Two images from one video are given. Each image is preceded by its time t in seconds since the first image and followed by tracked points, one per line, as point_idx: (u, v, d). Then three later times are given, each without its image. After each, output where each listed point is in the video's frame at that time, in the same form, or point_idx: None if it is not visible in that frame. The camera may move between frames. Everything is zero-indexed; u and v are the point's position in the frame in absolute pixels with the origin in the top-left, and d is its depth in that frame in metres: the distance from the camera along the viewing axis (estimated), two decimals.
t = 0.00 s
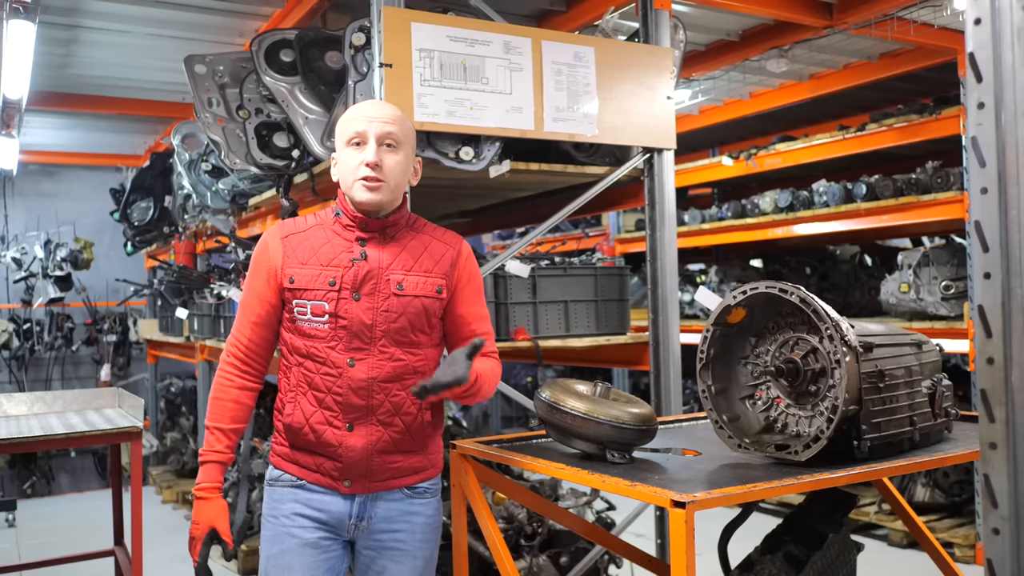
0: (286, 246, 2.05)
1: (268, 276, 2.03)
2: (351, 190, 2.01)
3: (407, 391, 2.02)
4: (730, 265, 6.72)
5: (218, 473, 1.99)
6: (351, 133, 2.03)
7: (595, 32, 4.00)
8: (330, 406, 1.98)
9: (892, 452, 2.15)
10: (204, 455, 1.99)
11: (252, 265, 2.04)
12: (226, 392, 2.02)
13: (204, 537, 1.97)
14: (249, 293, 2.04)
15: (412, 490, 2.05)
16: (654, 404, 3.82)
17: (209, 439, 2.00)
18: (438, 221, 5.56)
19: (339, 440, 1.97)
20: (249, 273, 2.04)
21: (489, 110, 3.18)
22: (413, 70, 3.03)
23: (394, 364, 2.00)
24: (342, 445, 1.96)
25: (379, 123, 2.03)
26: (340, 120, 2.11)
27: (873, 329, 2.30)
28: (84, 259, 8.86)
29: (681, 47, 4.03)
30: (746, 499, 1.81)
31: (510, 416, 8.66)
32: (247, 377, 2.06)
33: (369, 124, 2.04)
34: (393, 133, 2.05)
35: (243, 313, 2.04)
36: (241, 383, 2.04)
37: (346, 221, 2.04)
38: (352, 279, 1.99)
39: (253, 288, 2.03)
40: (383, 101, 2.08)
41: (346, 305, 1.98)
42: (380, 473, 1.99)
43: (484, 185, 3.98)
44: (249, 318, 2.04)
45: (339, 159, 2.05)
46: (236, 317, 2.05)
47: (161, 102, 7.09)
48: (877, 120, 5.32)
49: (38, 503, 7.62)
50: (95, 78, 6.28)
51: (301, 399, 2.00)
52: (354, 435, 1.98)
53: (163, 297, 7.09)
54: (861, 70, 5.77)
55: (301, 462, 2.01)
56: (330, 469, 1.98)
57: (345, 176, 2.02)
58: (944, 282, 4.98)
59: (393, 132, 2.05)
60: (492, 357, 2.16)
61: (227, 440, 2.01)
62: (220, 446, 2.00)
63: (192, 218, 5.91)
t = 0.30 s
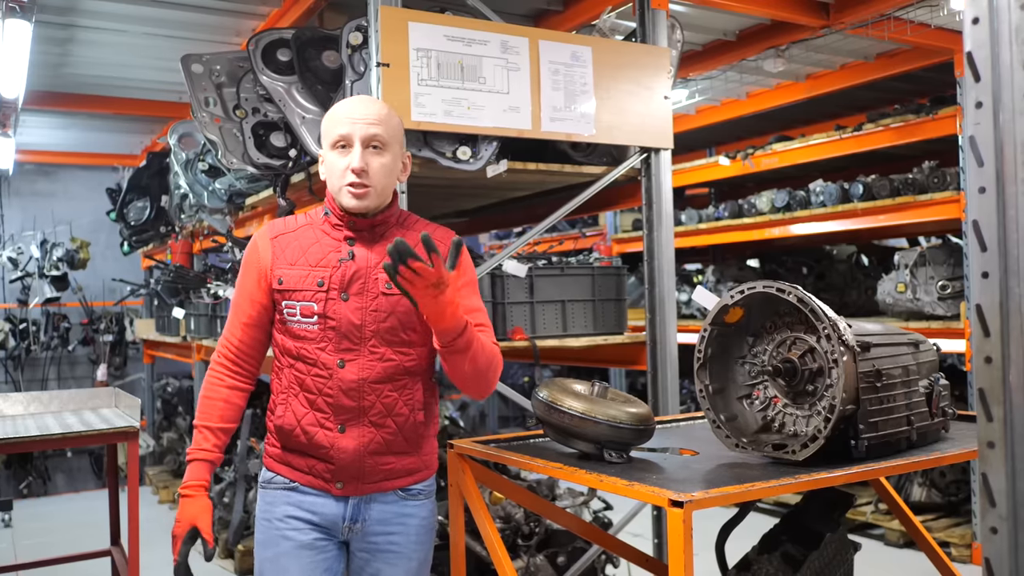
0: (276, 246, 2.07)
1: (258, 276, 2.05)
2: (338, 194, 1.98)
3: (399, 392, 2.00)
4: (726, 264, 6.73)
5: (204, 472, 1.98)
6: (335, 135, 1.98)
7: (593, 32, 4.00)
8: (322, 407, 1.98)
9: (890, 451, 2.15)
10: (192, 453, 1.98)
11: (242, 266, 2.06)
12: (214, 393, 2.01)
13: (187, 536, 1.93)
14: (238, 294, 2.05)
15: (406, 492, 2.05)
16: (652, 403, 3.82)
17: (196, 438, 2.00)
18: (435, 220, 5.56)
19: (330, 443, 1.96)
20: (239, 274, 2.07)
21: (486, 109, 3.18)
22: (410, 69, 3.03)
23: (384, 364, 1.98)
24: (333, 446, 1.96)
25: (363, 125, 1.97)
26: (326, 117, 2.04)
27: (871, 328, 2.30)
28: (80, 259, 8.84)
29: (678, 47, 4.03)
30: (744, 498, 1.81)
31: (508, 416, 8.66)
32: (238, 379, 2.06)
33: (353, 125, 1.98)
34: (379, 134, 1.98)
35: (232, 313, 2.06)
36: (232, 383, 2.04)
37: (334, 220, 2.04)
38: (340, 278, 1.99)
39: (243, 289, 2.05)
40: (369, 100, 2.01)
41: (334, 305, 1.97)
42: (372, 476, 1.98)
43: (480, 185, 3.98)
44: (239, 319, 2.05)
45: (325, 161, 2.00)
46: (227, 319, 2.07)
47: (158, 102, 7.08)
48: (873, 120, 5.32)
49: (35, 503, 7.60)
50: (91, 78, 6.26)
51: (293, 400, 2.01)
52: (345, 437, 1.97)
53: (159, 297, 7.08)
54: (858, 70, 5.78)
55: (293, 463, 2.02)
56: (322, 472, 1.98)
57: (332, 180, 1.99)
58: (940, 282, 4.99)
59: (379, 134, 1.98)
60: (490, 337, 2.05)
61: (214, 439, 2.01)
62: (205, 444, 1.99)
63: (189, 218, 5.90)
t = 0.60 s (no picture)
0: (241, 253, 2.00)
1: (224, 285, 1.97)
2: (306, 199, 1.98)
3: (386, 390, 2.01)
4: (725, 265, 6.73)
5: (175, 502, 1.93)
6: (301, 139, 1.96)
7: (590, 32, 4.00)
8: (309, 413, 1.94)
9: (888, 451, 2.15)
10: (161, 483, 1.93)
11: (203, 277, 1.98)
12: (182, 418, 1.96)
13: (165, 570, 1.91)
14: (201, 306, 1.97)
15: (398, 495, 2.06)
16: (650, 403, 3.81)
17: (165, 466, 1.94)
18: (433, 220, 5.56)
19: (321, 449, 1.93)
20: (201, 285, 1.98)
21: (484, 109, 3.17)
22: (408, 68, 3.02)
23: (370, 362, 1.99)
24: (325, 453, 1.93)
25: (330, 128, 1.97)
26: (286, 116, 2.02)
27: (870, 328, 2.31)
28: (78, 258, 8.83)
29: (676, 47, 4.03)
30: (741, 498, 1.81)
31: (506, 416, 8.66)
32: (204, 397, 2.00)
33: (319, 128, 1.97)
34: (345, 137, 1.99)
35: (195, 328, 1.98)
36: (197, 404, 1.98)
37: (301, 222, 2.02)
38: (317, 278, 1.97)
39: (207, 301, 1.97)
40: (333, 101, 2.00)
41: (315, 306, 1.95)
42: (365, 481, 1.97)
43: (478, 185, 3.98)
44: (205, 334, 1.97)
45: (289, 164, 1.99)
46: (190, 335, 1.98)
47: (155, 101, 7.07)
48: (872, 120, 5.32)
49: (33, 502, 7.60)
50: (88, 77, 6.25)
51: (275, 410, 1.96)
52: (336, 442, 1.95)
53: (157, 297, 7.07)
54: (855, 71, 5.78)
55: (278, 478, 1.96)
56: (312, 481, 1.95)
57: (298, 184, 1.98)
58: (938, 282, 5.00)
59: (345, 136, 1.99)
60: (463, 350, 2.16)
61: (185, 466, 1.96)
62: (174, 475, 1.94)
63: (186, 218, 5.90)
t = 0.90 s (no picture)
0: (210, 256, 1.84)
1: (196, 292, 1.81)
2: (323, 205, 1.90)
3: (375, 386, 1.99)
4: (724, 264, 6.73)
5: (162, 531, 1.75)
6: (332, 145, 1.85)
7: (589, 32, 4.00)
8: (306, 417, 1.87)
9: (887, 451, 2.15)
10: (142, 514, 1.74)
11: (168, 285, 1.79)
12: (157, 441, 1.78)
13: None
14: (167, 316, 1.79)
15: (387, 491, 2.06)
16: (648, 402, 3.82)
17: (142, 495, 1.75)
18: (432, 220, 5.56)
19: (322, 452, 1.88)
20: (164, 293, 1.79)
21: (483, 109, 3.17)
22: (406, 69, 3.02)
23: (363, 359, 1.95)
24: (327, 456, 1.88)
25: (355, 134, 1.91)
26: (300, 114, 1.85)
27: (869, 328, 2.31)
28: (77, 258, 8.82)
29: (674, 47, 4.04)
30: (740, 498, 1.81)
31: (505, 416, 8.66)
32: (172, 415, 1.82)
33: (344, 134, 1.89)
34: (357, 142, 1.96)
35: (159, 341, 1.79)
36: (167, 422, 1.80)
37: (274, 222, 1.92)
38: (304, 277, 1.89)
39: (175, 310, 1.79)
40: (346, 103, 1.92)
41: (308, 305, 1.87)
42: (363, 479, 1.96)
43: (477, 185, 3.98)
44: (170, 347, 1.79)
45: (309, 168, 1.85)
46: (152, 350, 1.79)
47: (154, 101, 7.06)
48: (870, 120, 5.32)
49: (32, 502, 7.60)
50: (87, 77, 6.25)
51: (268, 418, 1.84)
52: (336, 443, 1.90)
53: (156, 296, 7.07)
54: (854, 71, 5.79)
55: (274, 488, 1.87)
56: (311, 487, 1.88)
57: (320, 191, 1.87)
58: (937, 282, 4.99)
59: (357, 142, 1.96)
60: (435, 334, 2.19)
61: (164, 490, 1.77)
62: (156, 503, 1.75)
63: (184, 218, 5.90)
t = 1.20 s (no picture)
0: (226, 263, 1.78)
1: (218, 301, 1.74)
2: (329, 210, 1.92)
3: (371, 386, 2.07)
4: (724, 264, 6.73)
5: (206, 547, 1.63)
6: (348, 158, 1.87)
7: (589, 32, 3.99)
8: (323, 421, 1.90)
9: (887, 451, 2.15)
10: (183, 533, 1.61)
11: (187, 293, 1.69)
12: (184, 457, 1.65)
13: None
14: (184, 326, 1.68)
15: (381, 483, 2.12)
16: (648, 403, 3.81)
17: (179, 515, 1.62)
18: (432, 220, 5.56)
19: (337, 454, 1.92)
20: (181, 302, 1.68)
21: (483, 109, 3.17)
22: (406, 68, 3.02)
23: (366, 362, 2.03)
24: (341, 457, 1.93)
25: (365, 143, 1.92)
26: (319, 124, 1.82)
27: (869, 328, 2.31)
28: (77, 258, 8.81)
29: (674, 47, 4.03)
30: (740, 498, 1.81)
31: (506, 416, 8.66)
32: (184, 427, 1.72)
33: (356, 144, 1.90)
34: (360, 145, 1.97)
35: (174, 351, 1.67)
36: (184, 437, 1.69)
37: (279, 226, 1.91)
38: (319, 284, 1.91)
39: (196, 318, 1.70)
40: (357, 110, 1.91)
41: (327, 312, 1.90)
42: (365, 477, 2.03)
43: (477, 185, 3.98)
44: (187, 358, 1.69)
45: (324, 179, 1.86)
46: (166, 363, 1.67)
47: (154, 101, 7.06)
48: (870, 120, 5.32)
49: (32, 503, 7.60)
50: (87, 77, 6.25)
51: (288, 426, 1.84)
52: (348, 445, 1.95)
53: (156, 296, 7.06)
54: (855, 70, 5.78)
55: (288, 492, 1.88)
56: (324, 488, 1.93)
57: (331, 199, 1.90)
58: (938, 282, 4.99)
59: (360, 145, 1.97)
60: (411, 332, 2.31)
61: (197, 507, 1.65)
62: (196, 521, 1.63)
63: (184, 217, 5.89)
